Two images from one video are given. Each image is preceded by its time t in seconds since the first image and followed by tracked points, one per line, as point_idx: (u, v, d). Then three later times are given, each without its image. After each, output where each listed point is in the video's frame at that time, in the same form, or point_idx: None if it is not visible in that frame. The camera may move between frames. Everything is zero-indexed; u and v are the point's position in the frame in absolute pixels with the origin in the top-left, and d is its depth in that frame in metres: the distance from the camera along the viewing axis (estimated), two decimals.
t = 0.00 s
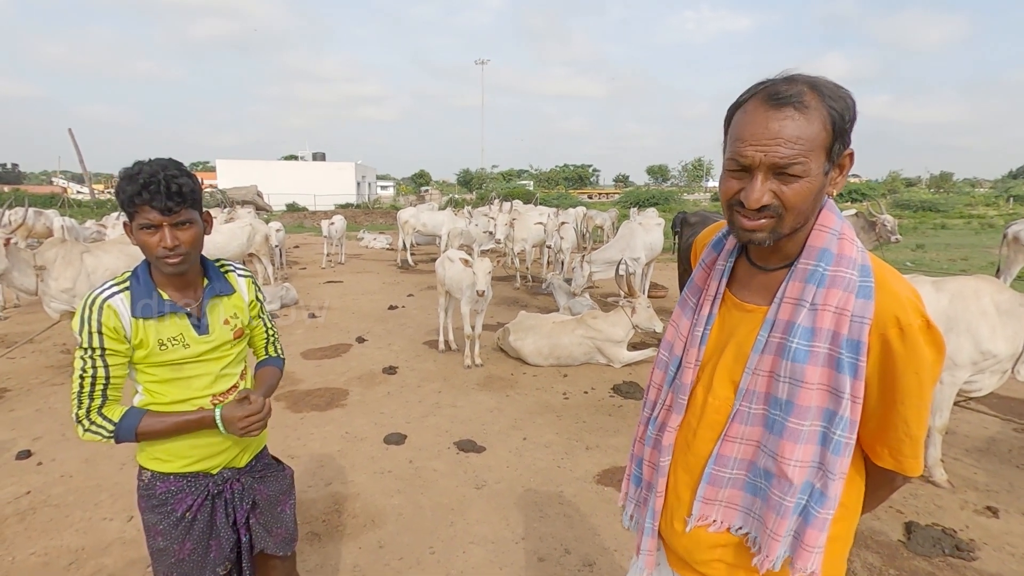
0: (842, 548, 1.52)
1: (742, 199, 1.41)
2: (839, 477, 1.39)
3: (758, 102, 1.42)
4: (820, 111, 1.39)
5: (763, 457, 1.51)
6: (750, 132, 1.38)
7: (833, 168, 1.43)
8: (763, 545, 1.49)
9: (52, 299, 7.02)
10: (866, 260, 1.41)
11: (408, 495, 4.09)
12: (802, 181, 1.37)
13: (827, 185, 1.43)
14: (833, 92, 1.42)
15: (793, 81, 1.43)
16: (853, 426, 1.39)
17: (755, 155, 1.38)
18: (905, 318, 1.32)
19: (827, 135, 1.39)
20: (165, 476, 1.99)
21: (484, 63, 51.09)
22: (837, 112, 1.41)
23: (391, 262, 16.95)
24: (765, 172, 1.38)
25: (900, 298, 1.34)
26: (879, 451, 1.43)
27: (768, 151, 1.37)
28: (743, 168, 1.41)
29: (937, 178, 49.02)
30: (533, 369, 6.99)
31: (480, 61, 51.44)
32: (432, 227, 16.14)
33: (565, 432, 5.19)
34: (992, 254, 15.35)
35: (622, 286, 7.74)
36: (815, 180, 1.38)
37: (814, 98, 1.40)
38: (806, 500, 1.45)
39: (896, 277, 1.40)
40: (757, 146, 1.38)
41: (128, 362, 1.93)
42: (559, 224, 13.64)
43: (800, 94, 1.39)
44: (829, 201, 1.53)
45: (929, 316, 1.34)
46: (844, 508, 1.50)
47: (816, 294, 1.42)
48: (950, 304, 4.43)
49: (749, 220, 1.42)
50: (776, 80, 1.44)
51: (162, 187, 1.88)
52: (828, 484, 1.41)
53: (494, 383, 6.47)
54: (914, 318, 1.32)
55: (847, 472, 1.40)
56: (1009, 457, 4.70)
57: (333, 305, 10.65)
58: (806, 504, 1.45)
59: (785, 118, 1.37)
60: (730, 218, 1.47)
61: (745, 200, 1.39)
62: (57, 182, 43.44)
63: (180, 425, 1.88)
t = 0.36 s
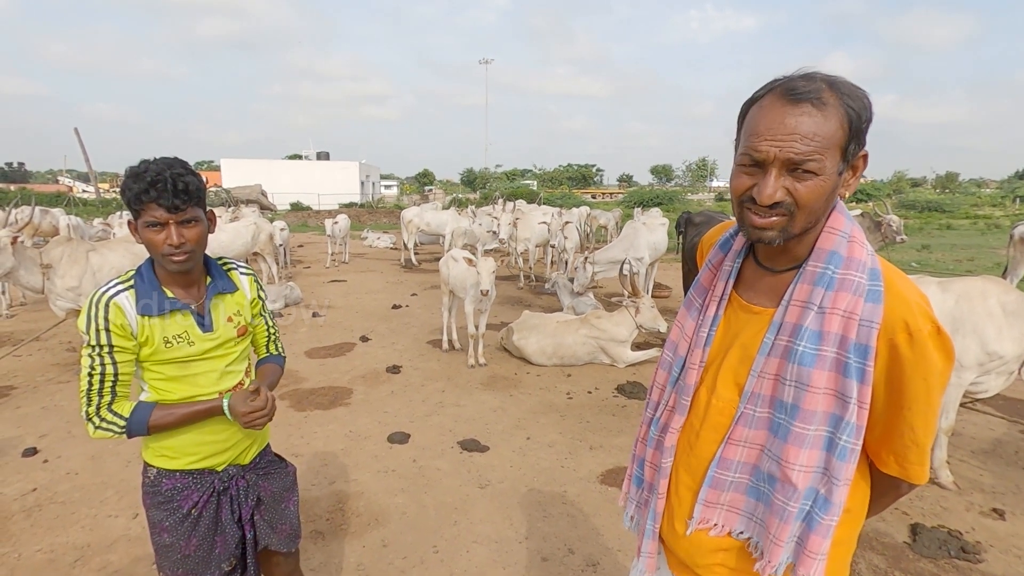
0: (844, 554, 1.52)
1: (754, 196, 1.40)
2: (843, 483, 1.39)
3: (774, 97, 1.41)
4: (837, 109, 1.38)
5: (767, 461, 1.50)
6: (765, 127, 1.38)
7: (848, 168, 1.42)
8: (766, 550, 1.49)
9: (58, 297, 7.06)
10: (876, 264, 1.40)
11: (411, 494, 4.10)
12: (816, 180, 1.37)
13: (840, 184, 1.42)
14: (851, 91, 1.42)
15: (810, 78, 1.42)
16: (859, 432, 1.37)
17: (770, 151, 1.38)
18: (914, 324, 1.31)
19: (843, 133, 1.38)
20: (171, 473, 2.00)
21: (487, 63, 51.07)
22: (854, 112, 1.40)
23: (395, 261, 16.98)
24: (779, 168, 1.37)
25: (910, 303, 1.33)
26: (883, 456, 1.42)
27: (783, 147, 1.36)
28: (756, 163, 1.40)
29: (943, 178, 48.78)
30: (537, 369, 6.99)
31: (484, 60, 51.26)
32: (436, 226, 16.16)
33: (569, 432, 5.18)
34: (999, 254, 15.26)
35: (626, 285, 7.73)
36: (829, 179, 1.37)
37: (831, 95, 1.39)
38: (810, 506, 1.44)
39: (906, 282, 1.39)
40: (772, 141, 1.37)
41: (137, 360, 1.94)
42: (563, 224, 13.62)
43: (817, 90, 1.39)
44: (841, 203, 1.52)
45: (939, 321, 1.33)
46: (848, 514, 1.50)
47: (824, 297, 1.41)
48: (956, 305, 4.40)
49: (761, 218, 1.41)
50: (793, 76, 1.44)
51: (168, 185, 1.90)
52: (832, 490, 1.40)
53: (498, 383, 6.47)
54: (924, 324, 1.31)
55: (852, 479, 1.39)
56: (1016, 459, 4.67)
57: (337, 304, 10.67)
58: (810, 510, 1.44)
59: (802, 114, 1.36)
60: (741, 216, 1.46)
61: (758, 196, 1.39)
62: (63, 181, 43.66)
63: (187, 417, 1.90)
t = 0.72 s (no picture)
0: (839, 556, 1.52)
1: (760, 184, 1.40)
2: (843, 485, 1.39)
3: (790, 88, 1.42)
4: (851, 104, 1.39)
5: (766, 462, 1.50)
6: (778, 115, 1.38)
7: (855, 166, 1.42)
8: (763, 552, 1.49)
9: (57, 302, 7.06)
10: (879, 266, 1.40)
11: (412, 496, 4.10)
12: (824, 172, 1.37)
13: (846, 182, 1.42)
14: (865, 89, 1.43)
15: (827, 73, 1.43)
16: (860, 434, 1.38)
17: (781, 139, 1.38)
18: (915, 326, 1.31)
19: (855, 129, 1.39)
20: (169, 477, 2.00)
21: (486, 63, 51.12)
22: (866, 110, 1.41)
23: (394, 263, 16.98)
24: (788, 157, 1.37)
25: (912, 305, 1.34)
26: (880, 458, 1.44)
27: (794, 136, 1.36)
28: (766, 152, 1.40)
29: (941, 176, 48.84)
30: (537, 370, 6.99)
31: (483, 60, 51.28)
32: (434, 228, 16.17)
33: (569, 432, 5.19)
34: (998, 250, 15.27)
35: (625, 285, 7.74)
36: (836, 173, 1.38)
37: (846, 90, 1.40)
38: (809, 508, 1.44)
39: (908, 285, 1.39)
40: (784, 129, 1.37)
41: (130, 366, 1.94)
42: (562, 224, 13.64)
43: (833, 84, 1.40)
44: (845, 203, 1.52)
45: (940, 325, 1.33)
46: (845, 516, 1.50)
47: (826, 298, 1.41)
48: (954, 303, 4.42)
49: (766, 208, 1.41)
50: (810, 70, 1.45)
51: (166, 188, 1.90)
52: (831, 492, 1.40)
53: (497, 384, 6.47)
54: (925, 327, 1.32)
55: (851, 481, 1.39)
56: (1015, 455, 4.68)
57: (336, 307, 10.67)
58: (809, 512, 1.44)
59: (816, 105, 1.37)
60: (746, 207, 1.46)
61: (766, 184, 1.38)
62: (61, 186, 43.59)
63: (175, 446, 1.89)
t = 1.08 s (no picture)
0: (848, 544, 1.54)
1: (759, 178, 1.40)
2: (853, 476, 1.39)
3: (792, 79, 1.41)
4: (853, 95, 1.38)
5: (777, 454, 1.50)
6: (777, 109, 1.38)
7: (860, 158, 1.41)
8: (775, 541, 1.50)
9: (62, 311, 7.10)
10: (886, 258, 1.40)
11: (420, 495, 4.11)
12: (824, 165, 1.36)
13: (850, 174, 1.41)
14: (870, 78, 1.41)
15: (829, 63, 1.42)
16: (869, 425, 1.38)
17: (781, 132, 1.37)
18: (923, 318, 1.32)
19: (858, 120, 1.38)
20: (176, 481, 2.01)
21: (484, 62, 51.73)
22: (870, 100, 1.40)
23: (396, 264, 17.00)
24: (788, 150, 1.37)
25: (920, 297, 1.34)
26: (883, 444, 1.46)
27: (793, 129, 1.36)
28: (766, 145, 1.40)
29: (943, 161, 48.54)
30: (542, 366, 6.99)
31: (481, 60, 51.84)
32: (436, 228, 16.18)
33: (575, 428, 5.19)
34: (1002, 235, 15.18)
35: (628, 279, 7.73)
36: (837, 166, 1.37)
37: (849, 80, 1.39)
38: (820, 499, 1.45)
39: (915, 276, 1.39)
40: (783, 122, 1.37)
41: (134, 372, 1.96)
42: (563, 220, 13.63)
43: (835, 75, 1.39)
44: (851, 194, 1.51)
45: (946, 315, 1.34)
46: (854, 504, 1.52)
47: (834, 291, 1.41)
48: (959, 288, 4.40)
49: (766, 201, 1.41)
50: (813, 59, 1.44)
51: (168, 195, 1.90)
52: (842, 482, 1.41)
53: (503, 381, 6.48)
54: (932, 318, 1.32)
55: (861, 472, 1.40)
56: None
57: (340, 308, 10.69)
58: (819, 502, 1.45)
59: (817, 97, 1.36)
60: (747, 200, 1.46)
61: (764, 177, 1.38)
62: (64, 196, 43.81)
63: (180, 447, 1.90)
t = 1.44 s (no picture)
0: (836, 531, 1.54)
1: (755, 168, 1.40)
2: (842, 461, 1.40)
3: (787, 76, 1.42)
4: (845, 92, 1.40)
5: (768, 442, 1.50)
6: (774, 102, 1.38)
7: (849, 152, 1.42)
8: (767, 529, 1.49)
9: (61, 304, 7.10)
10: (869, 251, 1.42)
11: (416, 493, 4.11)
12: (817, 158, 1.37)
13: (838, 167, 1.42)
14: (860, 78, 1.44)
15: (822, 61, 1.44)
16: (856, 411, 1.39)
17: (777, 125, 1.38)
18: (903, 307, 1.35)
19: (849, 116, 1.39)
20: (174, 476, 2.01)
21: (486, 63, 52.37)
22: (860, 97, 1.41)
23: (396, 262, 16.99)
24: (782, 142, 1.38)
25: (899, 288, 1.38)
26: (867, 432, 1.49)
27: (789, 121, 1.37)
28: (761, 137, 1.41)
29: (944, 169, 48.64)
30: (539, 366, 6.99)
31: (484, 60, 52.33)
32: (436, 227, 16.17)
33: (572, 428, 5.19)
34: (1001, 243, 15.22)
35: (627, 281, 7.74)
36: (829, 159, 1.38)
37: (841, 78, 1.41)
38: (810, 485, 1.45)
39: (896, 269, 1.42)
40: (779, 115, 1.38)
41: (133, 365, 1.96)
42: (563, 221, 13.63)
43: (828, 73, 1.41)
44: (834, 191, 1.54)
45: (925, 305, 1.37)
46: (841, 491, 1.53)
47: (821, 282, 1.42)
48: (958, 295, 4.41)
49: (759, 192, 1.41)
50: (806, 58, 1.46)
51: (167, 189, 1.90)
52: (831, 468, 1.41)
53: (500, 381, 6.49)
54: (911, 307, 1.35)
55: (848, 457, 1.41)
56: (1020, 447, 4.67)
57: (339, 305, 10.69)
58: (810, 488, 1.45)
59: (811, 93, 1.37)
60: (740, 190, 1.46)
61: (759, 168, 1.39)
62: (64, 187, 43.74)
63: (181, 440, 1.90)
